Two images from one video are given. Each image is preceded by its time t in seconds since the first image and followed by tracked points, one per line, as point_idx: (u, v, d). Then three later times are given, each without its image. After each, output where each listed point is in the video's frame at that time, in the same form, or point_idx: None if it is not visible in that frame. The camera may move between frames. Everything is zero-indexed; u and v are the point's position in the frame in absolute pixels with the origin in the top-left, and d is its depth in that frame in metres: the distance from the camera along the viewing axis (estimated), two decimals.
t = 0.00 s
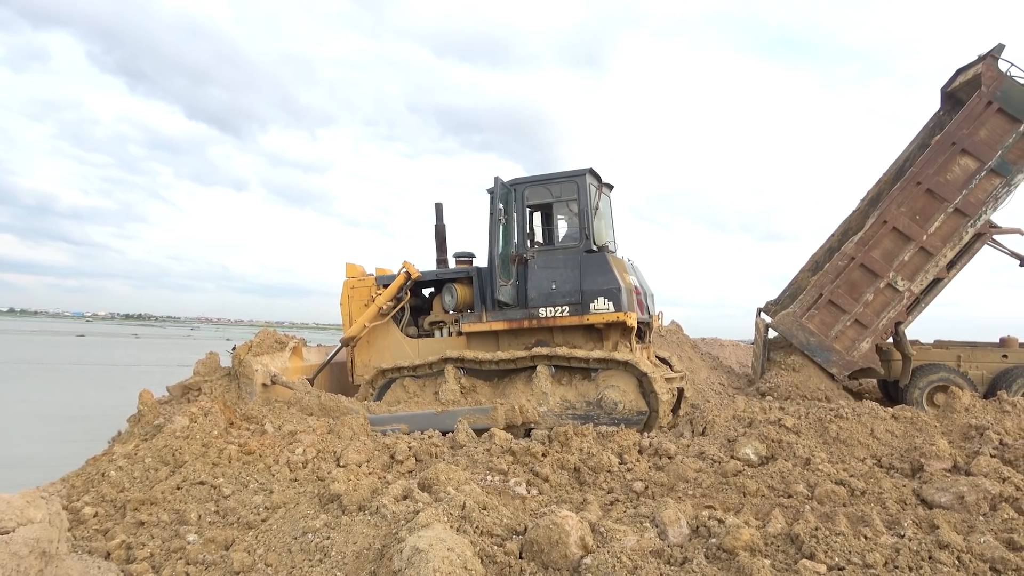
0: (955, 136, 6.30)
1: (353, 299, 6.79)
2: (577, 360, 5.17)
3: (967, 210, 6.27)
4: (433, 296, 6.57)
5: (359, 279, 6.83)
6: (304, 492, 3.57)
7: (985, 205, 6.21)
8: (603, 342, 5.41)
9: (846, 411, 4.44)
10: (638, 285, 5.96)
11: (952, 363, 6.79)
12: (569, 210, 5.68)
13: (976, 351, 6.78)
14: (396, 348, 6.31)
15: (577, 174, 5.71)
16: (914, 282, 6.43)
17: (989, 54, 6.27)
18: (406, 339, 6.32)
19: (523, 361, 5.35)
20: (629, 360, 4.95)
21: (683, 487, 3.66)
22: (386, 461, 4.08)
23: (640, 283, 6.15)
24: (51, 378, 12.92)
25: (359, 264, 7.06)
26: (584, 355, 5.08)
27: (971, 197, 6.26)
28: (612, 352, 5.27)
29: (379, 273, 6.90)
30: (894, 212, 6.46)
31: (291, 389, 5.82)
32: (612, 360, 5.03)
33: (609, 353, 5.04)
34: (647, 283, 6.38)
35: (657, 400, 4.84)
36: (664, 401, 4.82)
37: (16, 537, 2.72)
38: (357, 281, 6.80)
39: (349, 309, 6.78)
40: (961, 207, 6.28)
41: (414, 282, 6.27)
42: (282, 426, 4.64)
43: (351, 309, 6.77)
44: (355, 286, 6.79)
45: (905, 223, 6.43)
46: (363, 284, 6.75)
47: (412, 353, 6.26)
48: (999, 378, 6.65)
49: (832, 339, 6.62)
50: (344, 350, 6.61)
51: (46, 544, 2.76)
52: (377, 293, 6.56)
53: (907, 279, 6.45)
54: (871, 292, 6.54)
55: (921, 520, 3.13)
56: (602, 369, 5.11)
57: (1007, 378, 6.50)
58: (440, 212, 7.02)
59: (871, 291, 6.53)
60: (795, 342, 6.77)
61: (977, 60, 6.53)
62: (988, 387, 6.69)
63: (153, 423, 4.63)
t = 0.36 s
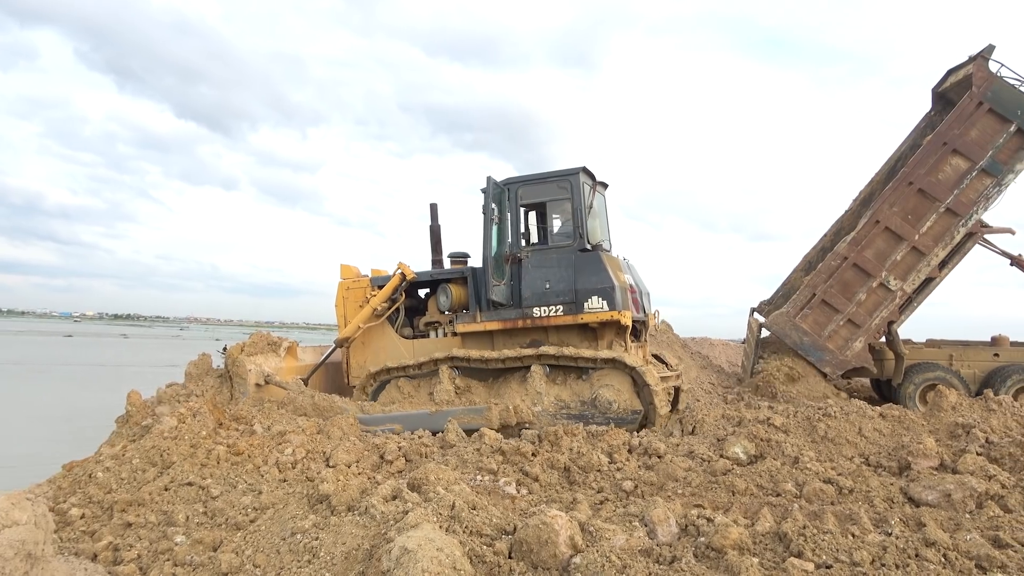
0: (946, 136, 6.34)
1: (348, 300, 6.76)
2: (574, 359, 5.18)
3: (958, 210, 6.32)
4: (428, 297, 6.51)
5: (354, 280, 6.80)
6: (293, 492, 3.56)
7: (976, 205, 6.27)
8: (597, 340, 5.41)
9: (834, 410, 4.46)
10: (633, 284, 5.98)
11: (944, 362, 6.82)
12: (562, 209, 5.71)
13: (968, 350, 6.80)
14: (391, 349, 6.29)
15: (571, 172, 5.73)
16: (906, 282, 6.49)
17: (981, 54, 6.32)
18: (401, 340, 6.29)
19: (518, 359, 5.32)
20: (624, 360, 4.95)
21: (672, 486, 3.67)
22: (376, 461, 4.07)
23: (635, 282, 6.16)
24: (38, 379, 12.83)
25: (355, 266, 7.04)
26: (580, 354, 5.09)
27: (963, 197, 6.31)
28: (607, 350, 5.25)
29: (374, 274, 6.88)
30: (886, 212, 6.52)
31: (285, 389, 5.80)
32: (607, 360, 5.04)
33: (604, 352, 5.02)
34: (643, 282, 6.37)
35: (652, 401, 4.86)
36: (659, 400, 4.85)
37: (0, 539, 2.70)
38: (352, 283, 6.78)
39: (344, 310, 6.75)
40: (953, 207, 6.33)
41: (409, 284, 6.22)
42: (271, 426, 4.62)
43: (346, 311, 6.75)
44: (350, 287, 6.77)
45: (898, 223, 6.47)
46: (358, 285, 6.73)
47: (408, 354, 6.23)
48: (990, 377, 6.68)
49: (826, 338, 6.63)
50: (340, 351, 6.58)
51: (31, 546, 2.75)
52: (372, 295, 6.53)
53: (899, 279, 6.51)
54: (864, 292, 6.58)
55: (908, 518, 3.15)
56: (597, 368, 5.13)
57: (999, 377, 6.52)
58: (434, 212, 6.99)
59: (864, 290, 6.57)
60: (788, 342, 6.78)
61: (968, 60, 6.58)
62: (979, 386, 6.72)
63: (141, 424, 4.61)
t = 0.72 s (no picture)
0: (925, 137, 6.44)
1: (335, 301, 6.71)
2: (565, 359, 5.19)
3: (936, 211, 6.42)
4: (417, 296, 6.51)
5: (342, 280, 6.75)
6: (264, 495, 3.52)
7: (954, 207, 6.38)
8: (589, 340, 5.42)
9: (805, 409, 4.51)
10: (624, 283, 6.01)
11: (923, 361, 6.94)
12: (552, 207, 5.70)
13: (944, 349, 6.95)
14: (380, 350, 6.26)
15: (561, 171, 5.71)
16: (885, 282, 6.56)
17: (959, 58, 6.44)
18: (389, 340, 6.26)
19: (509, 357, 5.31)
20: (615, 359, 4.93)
21: (646, 485, 3.69)
22: (349, 462, 4.05)
23: (626, 280, 6.18)
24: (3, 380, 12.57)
25: (342, 265, 6.99)
26: (571, 354, 5.09)
27: (941, 198, 6.42)
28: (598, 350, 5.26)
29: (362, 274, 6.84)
30: (866, 213, 6.57)
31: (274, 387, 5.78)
32: (598, 360, 5.02)
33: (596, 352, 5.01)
34: (633, 280, 6.41)
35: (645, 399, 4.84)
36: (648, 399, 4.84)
37: None
38: (339, 283, 6.73)
39: (332, 311, 6.70)
40: (931, 208, 6.42)
41: (398, 283, 6.19)
42: (243, 428, 4.57)
43: (334, 311, 6.70)
44: (338, 287, 6.72)
45: (878, 224, 6.53)
46: (346, 285, 6.68)
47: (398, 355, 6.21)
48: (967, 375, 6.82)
49: (806, 337, 6.68)
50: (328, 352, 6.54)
51: None
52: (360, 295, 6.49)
53: (878, 279, 6.58)
54: (844, 292, 6.63)
55: (877, 516, 3.21)
56: (589, 368, 5.12)
57: (976, 374, 6.67)
58: (423, 212, 6.99)
59: (844, 290, 6.62)
60: (769, 341, 6.79)
61: (947, 63, 6.70)
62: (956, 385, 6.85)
63: (109, 426, 4.53)
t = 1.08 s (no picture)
0: (903, 143, 6.58)
1: (324, 300, 6.65)
2: (561, 359, 5.20)
3: (913, 215, 6.56)
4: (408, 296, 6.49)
5: (331, 279, 6.69)
6: (228, 497, 3.48)
7: (930, 211, 6.52)
8: (583, 340, 5.43)
9: (769, 409, 4.57)
10: (618, 283, 6.06)
11: (898, 362, 7.08)
12: (548, 206, 5.73)
13: (921, 351, 7.06)
14: (370, 349, 6.20)
15: (557, 169, 5.74)
16: (863, 284, 6.69)
17: (935, 65, 6.60)
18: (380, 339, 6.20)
19: (504, 357, 5.29)
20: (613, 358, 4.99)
21: (613, 485, 3.72)
22: (316, 464, 4.01)
23: (619, 281, 6.24)
24: None
25: (332, 264, 6.92)
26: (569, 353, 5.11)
27: (918, 202, 6.56)
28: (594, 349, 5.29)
29: (351, 273, 6.79)
30: (845, 217, 6.70)
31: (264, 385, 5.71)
32: (595, 359, 5.09)
33: (593, 351, 5.06)
34: (627, 283, 6.47)
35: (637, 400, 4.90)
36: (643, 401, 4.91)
37: None
38: (328, 282, 6.67)
39: (321, 310, 6.63)
40: (908, 212, 6.57)
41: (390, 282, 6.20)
42: (207, 430, 4.51)
43: (323, 310, 6.63)
44: (327, 286, 6.66)
45: (856, 227, 6.66)
46: (336, 284, 6.62)
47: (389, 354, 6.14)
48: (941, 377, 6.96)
49: (786, 339, 6.77)
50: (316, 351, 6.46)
51: None
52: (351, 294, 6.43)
53: (857, 281, 6.70)
54: (823, 294, 6.74)
55: (839, 514, 3.27)
56: (585, 368, 5.17)
57: (949, 377, 6.82)
58: (412, 211, 6.95)
59: (824, 293, 6.73)
60: (750, 342, 6.88)
61: (923, 70, 6.86)
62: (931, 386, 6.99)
63: (69, 428, 4.44)
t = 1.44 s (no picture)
0: (882, 147, 6.72)
1: (306, 299, 6.54)
2: (552, 358, 5.22)
3: (890, 218, 6.72)
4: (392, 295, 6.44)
5: (313, 279, 6.58)
6: (181, 502, 3.41)
7: (906, 214, 6.69)
8: (572, 339, 5.47)
9: (725, 408, 4.63)
10: (604, 283, 6.11)
11: (872, 362, 7.22)
12: (536, 204, 5.77)
13: (894, 351, 7.21)
14: (354, 350, 6.12)
15: (545, 168, 5.79)
16: (841, 285, 6.82)
17: (913, 72, 6.75)
18: (364, 340, 6.13)
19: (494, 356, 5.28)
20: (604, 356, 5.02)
21: (572, 485, 3.74)
22: (272, 467, 3.95)
23: (605, 281, 6.27)
24: None
25: (314, 263, 6.81)
26: (560, 353, 5.13)
27: (895, 206, 6.71)
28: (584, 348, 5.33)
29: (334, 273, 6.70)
30: (825, 218, 6.80)
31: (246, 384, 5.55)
32: (586, 359, 5.11)
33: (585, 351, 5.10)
34: (610, 283, 6.52)
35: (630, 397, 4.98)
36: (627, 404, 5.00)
37: None
38: (311, 281, 6.56)
39: (302, 310, 6.52)
40: (886, 215, 6.71)
41: (374, 282, 6.16)
42: (159, 433, 4.41)
43: (304, 310, 6.52)
44: (309, 286, 6.55)
45: (835, 228, 6.78)
46: (318, 283, 6.52)
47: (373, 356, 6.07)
48: (914, 376, 7.12)
49: (765, 338, 6.81)
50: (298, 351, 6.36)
51: None
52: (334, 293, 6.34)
53: (835, 282, 6.83)
54: (802, 294, 6.84)
55: (791, 511, 3.34)
56: (575, 367, 5.20)
57: (920, 379, 7.00)
58: (396, 209, 6.89)
59: (803, 292, 6.83)
60: (730, 341, 6.83)
61: (900, 77, 7.02)
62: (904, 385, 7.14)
63: (14, 432, 4.30)
